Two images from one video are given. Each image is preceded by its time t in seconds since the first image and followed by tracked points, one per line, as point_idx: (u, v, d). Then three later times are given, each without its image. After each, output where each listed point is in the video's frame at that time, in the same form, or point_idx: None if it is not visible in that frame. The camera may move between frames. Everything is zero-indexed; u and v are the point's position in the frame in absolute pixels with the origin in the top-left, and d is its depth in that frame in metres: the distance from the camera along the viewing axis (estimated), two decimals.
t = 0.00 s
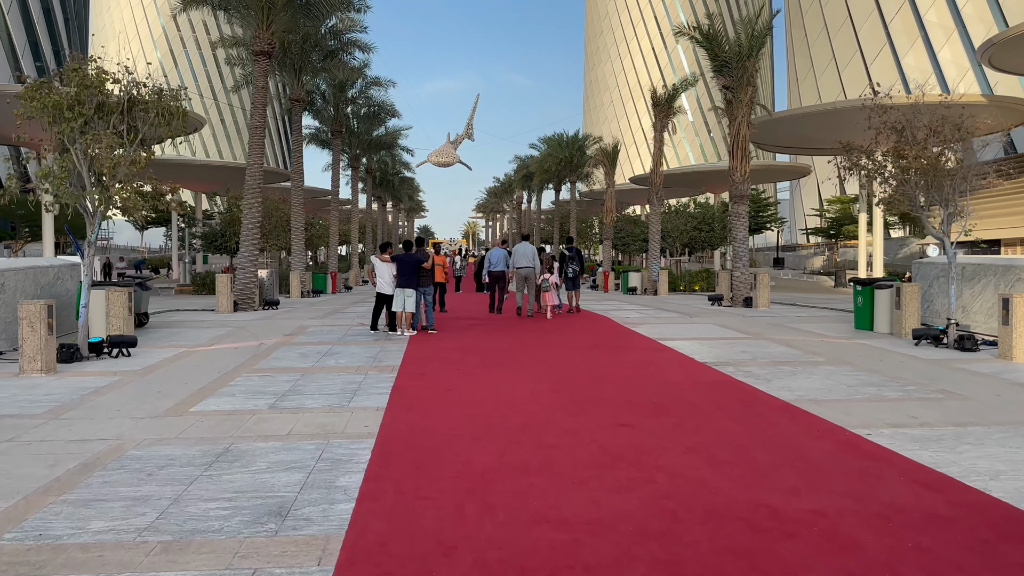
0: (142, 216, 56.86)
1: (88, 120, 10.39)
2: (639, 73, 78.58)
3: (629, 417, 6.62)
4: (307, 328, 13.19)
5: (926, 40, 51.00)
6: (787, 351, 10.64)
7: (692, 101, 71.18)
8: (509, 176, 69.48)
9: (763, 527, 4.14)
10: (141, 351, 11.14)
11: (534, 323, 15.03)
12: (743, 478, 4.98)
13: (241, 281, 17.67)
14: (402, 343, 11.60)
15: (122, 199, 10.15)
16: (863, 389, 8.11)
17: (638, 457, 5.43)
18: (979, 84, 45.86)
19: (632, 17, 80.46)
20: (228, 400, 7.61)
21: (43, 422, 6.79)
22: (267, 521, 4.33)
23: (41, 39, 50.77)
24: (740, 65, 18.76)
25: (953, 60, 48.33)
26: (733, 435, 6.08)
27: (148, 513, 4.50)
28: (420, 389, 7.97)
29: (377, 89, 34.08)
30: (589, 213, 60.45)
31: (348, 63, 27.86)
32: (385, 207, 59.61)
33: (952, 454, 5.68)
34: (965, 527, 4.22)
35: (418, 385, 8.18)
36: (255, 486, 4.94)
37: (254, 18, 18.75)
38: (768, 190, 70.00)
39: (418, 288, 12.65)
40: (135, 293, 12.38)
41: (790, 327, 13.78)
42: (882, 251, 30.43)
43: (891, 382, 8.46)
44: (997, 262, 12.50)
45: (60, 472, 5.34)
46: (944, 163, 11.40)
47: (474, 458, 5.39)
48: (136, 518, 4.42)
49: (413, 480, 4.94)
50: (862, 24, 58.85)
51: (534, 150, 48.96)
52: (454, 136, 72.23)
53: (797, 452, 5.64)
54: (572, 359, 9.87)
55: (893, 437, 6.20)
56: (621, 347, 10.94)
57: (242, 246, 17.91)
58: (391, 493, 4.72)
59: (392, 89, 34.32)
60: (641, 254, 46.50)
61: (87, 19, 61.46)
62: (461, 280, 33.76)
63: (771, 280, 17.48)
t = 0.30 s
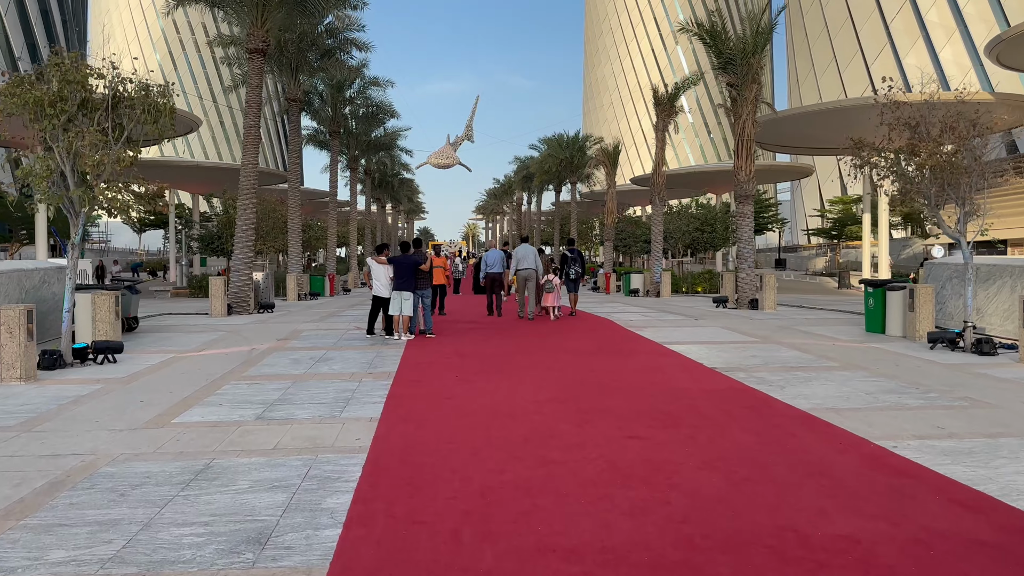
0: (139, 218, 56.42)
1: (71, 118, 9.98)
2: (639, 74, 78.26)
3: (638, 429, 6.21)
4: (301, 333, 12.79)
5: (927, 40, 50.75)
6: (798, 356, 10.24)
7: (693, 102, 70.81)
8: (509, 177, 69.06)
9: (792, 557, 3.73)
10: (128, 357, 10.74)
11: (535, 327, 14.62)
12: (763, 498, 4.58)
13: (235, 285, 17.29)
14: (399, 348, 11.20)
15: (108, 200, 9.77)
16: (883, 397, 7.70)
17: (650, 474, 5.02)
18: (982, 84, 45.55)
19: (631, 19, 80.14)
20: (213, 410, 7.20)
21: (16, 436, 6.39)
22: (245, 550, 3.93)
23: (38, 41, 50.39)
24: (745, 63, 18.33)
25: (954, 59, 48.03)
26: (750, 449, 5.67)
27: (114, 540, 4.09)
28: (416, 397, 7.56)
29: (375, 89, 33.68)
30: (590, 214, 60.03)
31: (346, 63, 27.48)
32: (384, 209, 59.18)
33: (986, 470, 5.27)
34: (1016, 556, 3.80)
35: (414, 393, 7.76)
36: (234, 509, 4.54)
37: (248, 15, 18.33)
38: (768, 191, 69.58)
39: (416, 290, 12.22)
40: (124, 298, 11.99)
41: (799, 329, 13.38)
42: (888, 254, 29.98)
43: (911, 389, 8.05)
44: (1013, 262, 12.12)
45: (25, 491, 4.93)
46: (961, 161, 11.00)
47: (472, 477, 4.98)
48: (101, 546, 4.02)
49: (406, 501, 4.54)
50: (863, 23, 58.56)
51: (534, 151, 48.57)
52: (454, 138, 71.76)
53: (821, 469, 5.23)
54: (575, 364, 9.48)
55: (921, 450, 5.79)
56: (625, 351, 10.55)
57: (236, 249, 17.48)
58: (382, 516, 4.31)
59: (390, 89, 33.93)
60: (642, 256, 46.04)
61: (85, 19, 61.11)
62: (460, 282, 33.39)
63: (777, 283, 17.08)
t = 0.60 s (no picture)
0: (136, 222, 56.09)
1: (51, 120, 9.58)
2: (639, 77, 77.96)
3: (646, 448, 5.81)
4: (294, 341, 12.37)
5: (928, 42, 50.53)
6: (811, 365, 9.82)
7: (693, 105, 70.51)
8: (509, 180, 68.70)
9: None
10: (113, 367, 10.32)
11: (536, 333, 14.21)
12: (785, 530, 4.17)
13: (228, 290, 16.88)
14: (394, 357, 10.77)
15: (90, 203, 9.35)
16: (903, 410, 7.29)
17: (660, 501, 4.61)
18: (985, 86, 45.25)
19: (631, 22, 79.86)
20: (193, 427, 6.78)
21: None
22: None
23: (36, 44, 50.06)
24: (749, 63, 17.92)
25: (955, 61, 47.81)
26: (767, 472, 5.27)
27: None
28: (409, 412, 7.15)
29: (373, 91, 33.31)
30: (590, 218, 59.63)
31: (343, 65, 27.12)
32: (383, 213, 58.76)
33: None
34: None
35: (408, 407, 7.35)
36: (205, 542, 4.13)
37: (241, 15, 17.93)
38: (769, 194, 69.21)
39: (413, 297, 11.82)
40: (109, 305, 11.58)
41: (808, 337, 12.97)
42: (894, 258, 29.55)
43: (932, 401, 7.63)
44: None
45: None
46: (978, 162, 10.62)
47: (468, 505, 4.57)
48: None
49: (395, 533, 4.14)
50: (864, 25, 58.29)
51: (534, 154, 48.21)
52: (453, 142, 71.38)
53: (845, 494, 4.82)
54: (577, 375, 9.07)
55: (951, 470, 5.39)
56: (628, 360, 10.15)
57: (230, 254, 17.07)
58: (367, 552, 3.91)
59: (388, 91, 33.57)
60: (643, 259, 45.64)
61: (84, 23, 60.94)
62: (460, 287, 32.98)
63: (783, 287, 16.70)
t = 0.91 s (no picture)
0: (134, 229, 55.84)
1: (29, 123, 9.22)
2: (639, 84, 77.70)
3: (653, 471, 5.38)
4: (285, 352, 11.96)
5: (929, 47, 50.36)
6: (822, 378, 9.41)
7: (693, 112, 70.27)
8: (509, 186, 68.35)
9: None
10: (95, 380, 9.91)
11: (537, 342, 13.79)
12: (812, 570, 3.75)
13: (220, 299, 16.48)
14: (388, 369, 10.36)
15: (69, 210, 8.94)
16: (924, 428, 6.86)
17: (671, 536, 4.18)
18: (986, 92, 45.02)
19: (631, 29, 79.66)
20: (170, 448, 6.37)
21: None
22: None
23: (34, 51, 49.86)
24: (753, 66, 17.52)
25: (957, 67, 47.60)
26: (784, 499, 4.84)
27: None
28: (401, 430, 6.74)
29: (371, 96, 32.95)
30: (591, 224, 59.25)
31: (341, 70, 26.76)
32: (383, 219, 58.40)
33: None
34: None
35: (398, 425, 6.92)
36: None
37: (235, 17, 17.51)
38: (771, 200, 68.87)
39: (407, 306, 11.42)
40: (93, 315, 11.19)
41: (816, 346, 12.56)
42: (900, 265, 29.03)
43: (954, 418, 7.20)
44: None
45: None
46: (996, 165, 10.25)
47: (458, 540, 4.15)
48: None
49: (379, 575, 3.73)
50: (865, 30, 58.05)
51: (535, 160, 47.87)
52: (453, 148, 70.98)
53: (873, 526, 4.39)
54: (577, 387, 8.65)
55: (983, 497, 4.96)
56: (631, 372, 9.74)
57: (222, 261, 16.68)
58: None
59: (387, 96, 33.24)
60: (645, 266, 45.21)
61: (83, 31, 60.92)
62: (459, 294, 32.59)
63: (789, 295, 16.30)
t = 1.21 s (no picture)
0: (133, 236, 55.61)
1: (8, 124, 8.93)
2: (640, 91, 77.57)
3: (661, 494, 4.98)
4: (276, 362, 11.53)
5: (931, 53, 50.30)
6: (836, 390, 9.00)
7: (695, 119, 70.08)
8: (510, 193, 68.03)
9: None
10: (76, 392, 9.52)
11: (537, 351, 13.39)
12: None
13: (213, 307, 16.07)
14: (382, 379, 9.94)
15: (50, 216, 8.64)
16: (948, 444, 6.46)
17: (684, 570, 3.78)
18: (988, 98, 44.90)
19: (631, 36, 79.57)
20: (145, 467, 5.96)
21: None
22: None
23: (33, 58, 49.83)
24: (758, 68, 17.14)
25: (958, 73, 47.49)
26: (806, 526, 4.43)
27: None
28: (392, 446, 6.34)
29: (370, 102, 32.64)
30: (592, 231, 58.89)
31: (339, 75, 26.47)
32: (383, 226, 58.09)
33: None
34: None
35: (390, 442, 6.52)
36: None
37: (229, 20, 17.12)
38: (772, 207, 68.56)
39: (402, 314, 11.02)
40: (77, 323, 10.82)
41: (825, 355, 12.16)
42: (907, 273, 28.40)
43: (979, 433, 6.80)
44: None
45: None
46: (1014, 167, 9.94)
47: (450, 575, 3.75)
48: None
49: None
50: (865, 37, 57.91)
51: (535, 167, 47.60)
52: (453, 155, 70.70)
53: (905, 557, 3.99)
54: (580, 399, 8.26)
55: (1023, 523, 4.55)
56: (636, 382, 9.34)
57: (215, 269, 16.28)
58: None
59: (385, 102, 32.91)
60: (647, 272, 44.85)
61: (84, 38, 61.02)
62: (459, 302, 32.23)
63: (796, 302, 15.87)
